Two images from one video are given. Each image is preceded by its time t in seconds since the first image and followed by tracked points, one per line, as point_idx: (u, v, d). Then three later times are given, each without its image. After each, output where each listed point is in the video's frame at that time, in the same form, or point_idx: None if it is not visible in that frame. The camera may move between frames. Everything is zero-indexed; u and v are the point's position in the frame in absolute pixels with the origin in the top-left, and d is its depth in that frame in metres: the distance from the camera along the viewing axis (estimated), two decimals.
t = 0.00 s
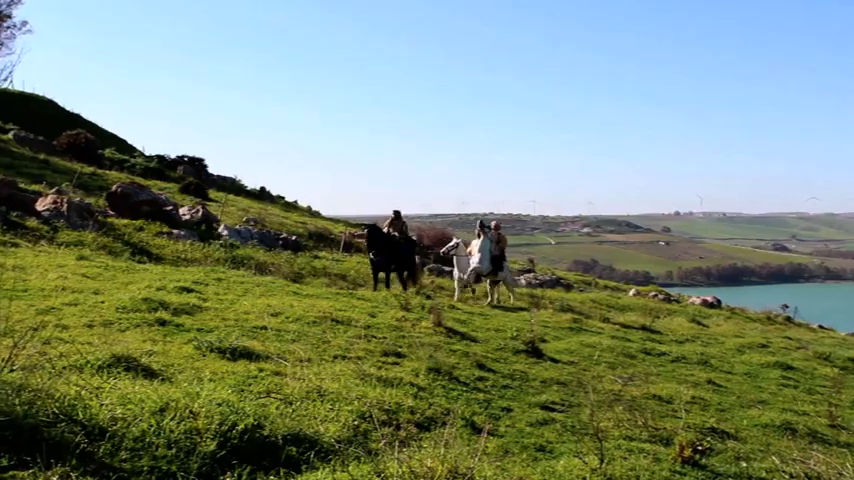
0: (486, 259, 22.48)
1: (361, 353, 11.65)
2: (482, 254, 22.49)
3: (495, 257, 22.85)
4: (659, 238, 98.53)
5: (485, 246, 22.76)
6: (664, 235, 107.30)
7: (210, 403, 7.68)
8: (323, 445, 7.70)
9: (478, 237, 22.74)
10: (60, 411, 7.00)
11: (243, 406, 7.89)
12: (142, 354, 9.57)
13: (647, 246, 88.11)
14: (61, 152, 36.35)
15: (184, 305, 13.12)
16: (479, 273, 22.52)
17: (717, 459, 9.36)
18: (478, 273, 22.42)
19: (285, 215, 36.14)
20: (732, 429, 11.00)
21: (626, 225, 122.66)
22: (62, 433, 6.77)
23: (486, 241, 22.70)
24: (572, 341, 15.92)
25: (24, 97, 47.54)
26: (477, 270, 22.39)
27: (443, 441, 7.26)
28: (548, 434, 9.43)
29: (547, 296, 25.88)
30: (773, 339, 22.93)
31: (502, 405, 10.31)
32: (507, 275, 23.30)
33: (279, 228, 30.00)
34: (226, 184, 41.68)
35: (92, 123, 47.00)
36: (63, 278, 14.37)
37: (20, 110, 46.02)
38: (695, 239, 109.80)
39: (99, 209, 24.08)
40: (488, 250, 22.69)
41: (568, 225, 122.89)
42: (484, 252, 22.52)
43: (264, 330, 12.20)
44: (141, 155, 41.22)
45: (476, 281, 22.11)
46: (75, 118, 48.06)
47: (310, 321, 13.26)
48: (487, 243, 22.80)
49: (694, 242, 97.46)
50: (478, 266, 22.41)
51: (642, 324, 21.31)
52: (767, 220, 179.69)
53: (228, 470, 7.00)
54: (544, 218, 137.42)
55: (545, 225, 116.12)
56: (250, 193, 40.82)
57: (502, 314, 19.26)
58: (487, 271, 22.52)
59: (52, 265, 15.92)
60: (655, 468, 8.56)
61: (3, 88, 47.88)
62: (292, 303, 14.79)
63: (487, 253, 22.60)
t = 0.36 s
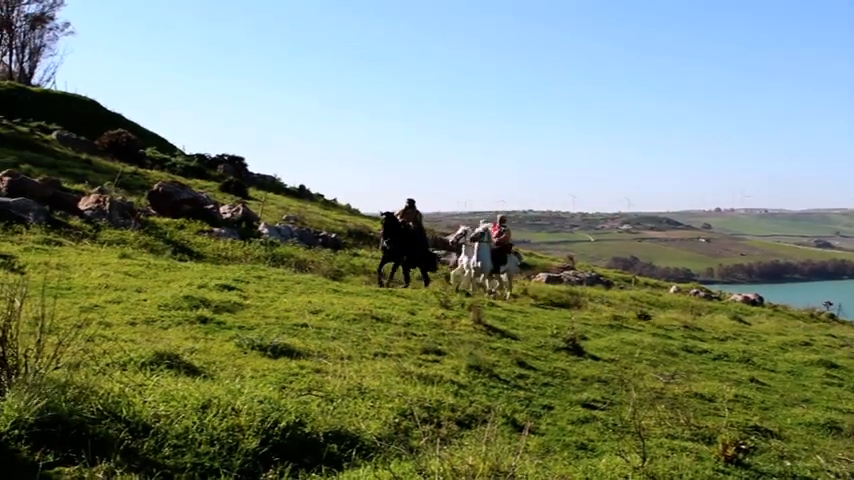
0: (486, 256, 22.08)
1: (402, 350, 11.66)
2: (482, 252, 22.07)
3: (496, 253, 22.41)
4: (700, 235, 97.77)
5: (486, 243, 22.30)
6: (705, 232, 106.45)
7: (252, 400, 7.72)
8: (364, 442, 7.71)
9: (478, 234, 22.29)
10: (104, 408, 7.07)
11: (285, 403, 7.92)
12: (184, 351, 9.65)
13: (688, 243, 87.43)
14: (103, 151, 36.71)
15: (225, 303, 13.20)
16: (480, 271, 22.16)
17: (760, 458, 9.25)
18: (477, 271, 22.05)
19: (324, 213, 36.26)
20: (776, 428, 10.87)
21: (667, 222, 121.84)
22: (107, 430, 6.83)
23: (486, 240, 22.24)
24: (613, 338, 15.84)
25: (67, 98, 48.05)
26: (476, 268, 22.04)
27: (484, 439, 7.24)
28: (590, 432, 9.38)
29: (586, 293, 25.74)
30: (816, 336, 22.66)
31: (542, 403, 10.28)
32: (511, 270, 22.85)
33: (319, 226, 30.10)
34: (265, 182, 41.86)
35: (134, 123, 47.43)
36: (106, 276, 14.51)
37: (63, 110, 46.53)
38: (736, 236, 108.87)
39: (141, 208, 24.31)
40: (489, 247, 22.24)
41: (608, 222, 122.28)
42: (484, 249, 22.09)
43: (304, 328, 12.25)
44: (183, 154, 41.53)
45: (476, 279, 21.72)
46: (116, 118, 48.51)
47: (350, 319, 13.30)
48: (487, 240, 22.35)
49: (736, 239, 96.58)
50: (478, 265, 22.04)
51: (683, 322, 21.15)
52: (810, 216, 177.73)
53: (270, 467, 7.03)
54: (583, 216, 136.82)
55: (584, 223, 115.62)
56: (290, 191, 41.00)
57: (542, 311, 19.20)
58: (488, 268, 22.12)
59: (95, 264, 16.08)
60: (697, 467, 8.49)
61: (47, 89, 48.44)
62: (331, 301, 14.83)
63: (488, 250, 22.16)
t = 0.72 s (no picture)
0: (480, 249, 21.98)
1: (425, 351, 11.66)
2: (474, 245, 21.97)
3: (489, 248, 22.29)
4: (725, 236, 97.22)
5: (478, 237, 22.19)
6: (730, 234, 105.87)
7: (276, 400, 7.73)
8: (388, 443, 7.72)
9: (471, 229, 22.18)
10: (129, 407, 7.10)
11: (309, 404, 7.93)
12: (208, 351, 9.68)
13: (713, 245, 86.94)
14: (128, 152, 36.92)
15: (250, 303, 13.25)
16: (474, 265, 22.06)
17: (786, 461, 9.19)
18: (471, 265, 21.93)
19: (348, 214, 36.31)
20: (802, 431, 10.79)
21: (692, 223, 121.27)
22: (132, 430, 6.86)
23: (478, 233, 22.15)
24: (637, 340, 15.77)
25: (93, 99, 48.34)
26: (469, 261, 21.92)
27: (508, 441, 7.23)
28: (614, 434, 9.35)
29: (609, 294, 25.67)
30: (843, 339, 22.48)
31: (566, 405, 10.25)
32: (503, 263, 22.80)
33: (343, 226, 30.15)
34: (289, 183, 41.96)
35: (160, 124, 47.68)
36: (131, 276, 14.59)
37: (89, 111, 46.82)
38: (761, 237, 108.22)
39: (166, 208, 24.43)
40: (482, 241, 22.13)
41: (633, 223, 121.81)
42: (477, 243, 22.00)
43: (329, 328, 12.28)
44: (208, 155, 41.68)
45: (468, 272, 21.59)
46: (141, 118, 48.77)
47: (374, 320, 13.31)
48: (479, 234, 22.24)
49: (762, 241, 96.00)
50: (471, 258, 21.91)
51: (708, 324, 21.03)
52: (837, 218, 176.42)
53: (294, 467, 7.05)
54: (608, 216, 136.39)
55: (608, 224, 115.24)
56: (314, 191, 41.09)
57: (566, 312, 19.15)
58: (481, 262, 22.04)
59: (120, 264, 16.19)
60: (722, 470, 8.45)
61: (73, 90, 48.76)
62: (355, 302, 14.85)
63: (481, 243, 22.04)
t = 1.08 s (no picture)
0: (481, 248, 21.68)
1: (453, 354, 11.65)
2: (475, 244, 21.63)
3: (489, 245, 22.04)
4: (754, 238, 96.55)
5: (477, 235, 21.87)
6: (759, 236, 105.15)
7: (304, 403, 7.74)
8: (416, 446, 7.71)
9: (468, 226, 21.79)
10: (159, 409, 7.13)
11: (337, 407, 7.94)
12: (236, 354, 9.71)
13: (741, 247, 86.38)
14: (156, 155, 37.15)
15: (277, 306, 13.28)
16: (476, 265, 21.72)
17: (817, 466, 9.10)
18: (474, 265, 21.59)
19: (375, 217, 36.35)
20: (833, 436, 10.69)
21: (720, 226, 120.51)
22: (161, 432, 6.89)
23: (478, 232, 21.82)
24: (665, 343, 15.68)
25: (122, 103, 48.67)
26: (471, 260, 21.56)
27: (537, 445, 7.21)
28: (643, 438, 9.30)
29: (637, 297, 25.55)
30: None
31: (594, 408, 10.20)
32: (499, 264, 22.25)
33: (369, 229, 30.20)
34: (316, 187, 42.05)
35: (188, 128, 47.94)
36: (160, 279, 14.66)
37: (118, 116, 47.14)
38: (789, 240, 107.46)
39: (194, 211, 24.53)
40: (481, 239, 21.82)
41: (660, 226, 121.21)
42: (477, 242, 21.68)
43: (356, 331, 12.29)
44: (235, 158, 41.86)
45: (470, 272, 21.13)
46: (169, 122, 49.10)
47: (401, 323, 13.30)
48: (477, 231, 21.93)
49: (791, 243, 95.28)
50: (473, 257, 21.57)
51: (737, 327, 20.88)
52: None
53: (323, 470, 7.06)
54: (635, 219, 135.82)
55: (635, 226, 114.75)
56: (340, 194, 41.18)
57: (593, 316, 19.07)
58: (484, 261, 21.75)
59: (148, 267, 16.27)
60: (752, 475, 8.38)
61: (102, 94, 49.13)
62: (383, 305, 14.86)
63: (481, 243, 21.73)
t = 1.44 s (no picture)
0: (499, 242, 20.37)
1: (494, 358, 11.62)
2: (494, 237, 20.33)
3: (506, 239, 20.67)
4: (798, 241, 95.49)
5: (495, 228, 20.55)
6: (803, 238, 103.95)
7: (347, 407, 7.76)
8: (458, 450, 7.70)
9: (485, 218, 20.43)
10: (203, 413, 7.16)
11: (379, 410, 7.94)
12: (279, 358, 9.75)
13: (785, 249, 85.45)
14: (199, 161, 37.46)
15: (319, 309, 13.33)
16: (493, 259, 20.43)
17: None
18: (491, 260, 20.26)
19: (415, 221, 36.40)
20: None
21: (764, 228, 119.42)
22: (204, 435, 6.93)
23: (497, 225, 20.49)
24: (709, 346, 15.54)
25: (165, 109, 49.10)
26: (488, 255, 20.27)
27: (580, 449, 7.17)
28: (687, 442, 9.22)
29: (679, 300, 25.33)
30: None
31: (637, 412, 10.13)
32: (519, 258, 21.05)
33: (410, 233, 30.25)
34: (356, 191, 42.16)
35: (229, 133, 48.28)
36: (203, 283, 14.77)
37: (160, 121, 47.57)
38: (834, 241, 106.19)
39: (236, 216, 24.68)
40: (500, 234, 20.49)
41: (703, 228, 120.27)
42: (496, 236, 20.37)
43: (398, 335, 12.30)
44: (276, 163, 42.09)
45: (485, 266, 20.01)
46: (211, 128, 49.52)
47: (443, 326, 13.29)
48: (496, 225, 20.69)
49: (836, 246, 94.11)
50: (491, 251, 20.27)
51: (781, 330, 20.64)
52: None
53: (366, 474, 7.07)
54: (677, 221, 134.88)
55: (677, 229, 113.94)
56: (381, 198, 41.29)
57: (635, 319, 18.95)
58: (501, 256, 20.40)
59: (191, 271, 16.39)
60: None
61: (145, 100, 49.62)
62: (424, 308, 14.85)
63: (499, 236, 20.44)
